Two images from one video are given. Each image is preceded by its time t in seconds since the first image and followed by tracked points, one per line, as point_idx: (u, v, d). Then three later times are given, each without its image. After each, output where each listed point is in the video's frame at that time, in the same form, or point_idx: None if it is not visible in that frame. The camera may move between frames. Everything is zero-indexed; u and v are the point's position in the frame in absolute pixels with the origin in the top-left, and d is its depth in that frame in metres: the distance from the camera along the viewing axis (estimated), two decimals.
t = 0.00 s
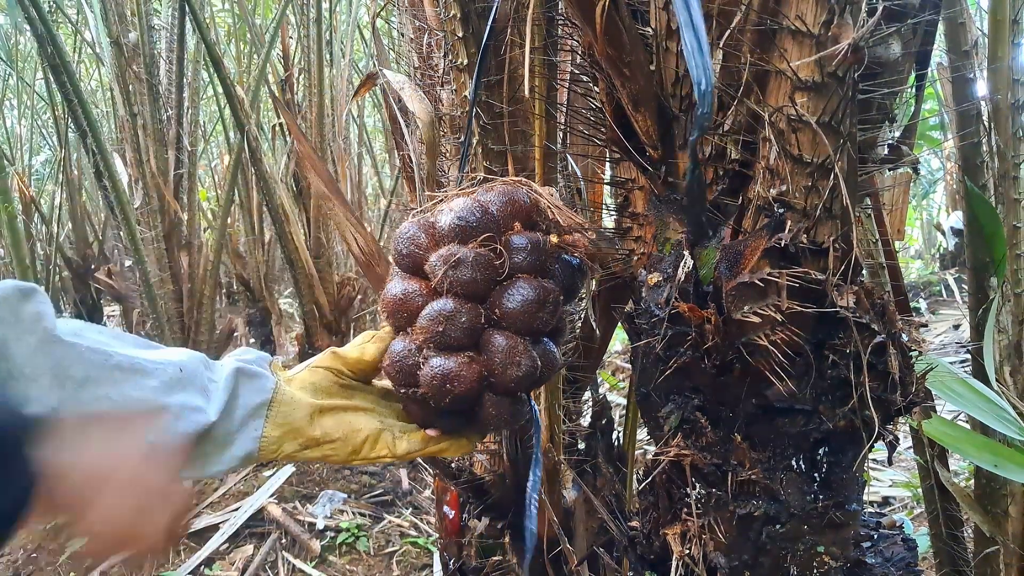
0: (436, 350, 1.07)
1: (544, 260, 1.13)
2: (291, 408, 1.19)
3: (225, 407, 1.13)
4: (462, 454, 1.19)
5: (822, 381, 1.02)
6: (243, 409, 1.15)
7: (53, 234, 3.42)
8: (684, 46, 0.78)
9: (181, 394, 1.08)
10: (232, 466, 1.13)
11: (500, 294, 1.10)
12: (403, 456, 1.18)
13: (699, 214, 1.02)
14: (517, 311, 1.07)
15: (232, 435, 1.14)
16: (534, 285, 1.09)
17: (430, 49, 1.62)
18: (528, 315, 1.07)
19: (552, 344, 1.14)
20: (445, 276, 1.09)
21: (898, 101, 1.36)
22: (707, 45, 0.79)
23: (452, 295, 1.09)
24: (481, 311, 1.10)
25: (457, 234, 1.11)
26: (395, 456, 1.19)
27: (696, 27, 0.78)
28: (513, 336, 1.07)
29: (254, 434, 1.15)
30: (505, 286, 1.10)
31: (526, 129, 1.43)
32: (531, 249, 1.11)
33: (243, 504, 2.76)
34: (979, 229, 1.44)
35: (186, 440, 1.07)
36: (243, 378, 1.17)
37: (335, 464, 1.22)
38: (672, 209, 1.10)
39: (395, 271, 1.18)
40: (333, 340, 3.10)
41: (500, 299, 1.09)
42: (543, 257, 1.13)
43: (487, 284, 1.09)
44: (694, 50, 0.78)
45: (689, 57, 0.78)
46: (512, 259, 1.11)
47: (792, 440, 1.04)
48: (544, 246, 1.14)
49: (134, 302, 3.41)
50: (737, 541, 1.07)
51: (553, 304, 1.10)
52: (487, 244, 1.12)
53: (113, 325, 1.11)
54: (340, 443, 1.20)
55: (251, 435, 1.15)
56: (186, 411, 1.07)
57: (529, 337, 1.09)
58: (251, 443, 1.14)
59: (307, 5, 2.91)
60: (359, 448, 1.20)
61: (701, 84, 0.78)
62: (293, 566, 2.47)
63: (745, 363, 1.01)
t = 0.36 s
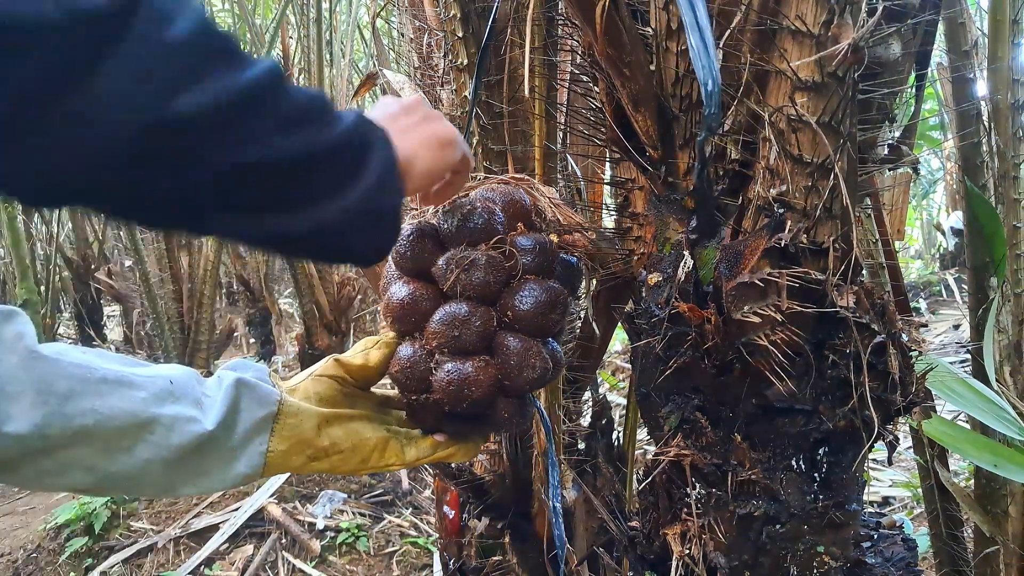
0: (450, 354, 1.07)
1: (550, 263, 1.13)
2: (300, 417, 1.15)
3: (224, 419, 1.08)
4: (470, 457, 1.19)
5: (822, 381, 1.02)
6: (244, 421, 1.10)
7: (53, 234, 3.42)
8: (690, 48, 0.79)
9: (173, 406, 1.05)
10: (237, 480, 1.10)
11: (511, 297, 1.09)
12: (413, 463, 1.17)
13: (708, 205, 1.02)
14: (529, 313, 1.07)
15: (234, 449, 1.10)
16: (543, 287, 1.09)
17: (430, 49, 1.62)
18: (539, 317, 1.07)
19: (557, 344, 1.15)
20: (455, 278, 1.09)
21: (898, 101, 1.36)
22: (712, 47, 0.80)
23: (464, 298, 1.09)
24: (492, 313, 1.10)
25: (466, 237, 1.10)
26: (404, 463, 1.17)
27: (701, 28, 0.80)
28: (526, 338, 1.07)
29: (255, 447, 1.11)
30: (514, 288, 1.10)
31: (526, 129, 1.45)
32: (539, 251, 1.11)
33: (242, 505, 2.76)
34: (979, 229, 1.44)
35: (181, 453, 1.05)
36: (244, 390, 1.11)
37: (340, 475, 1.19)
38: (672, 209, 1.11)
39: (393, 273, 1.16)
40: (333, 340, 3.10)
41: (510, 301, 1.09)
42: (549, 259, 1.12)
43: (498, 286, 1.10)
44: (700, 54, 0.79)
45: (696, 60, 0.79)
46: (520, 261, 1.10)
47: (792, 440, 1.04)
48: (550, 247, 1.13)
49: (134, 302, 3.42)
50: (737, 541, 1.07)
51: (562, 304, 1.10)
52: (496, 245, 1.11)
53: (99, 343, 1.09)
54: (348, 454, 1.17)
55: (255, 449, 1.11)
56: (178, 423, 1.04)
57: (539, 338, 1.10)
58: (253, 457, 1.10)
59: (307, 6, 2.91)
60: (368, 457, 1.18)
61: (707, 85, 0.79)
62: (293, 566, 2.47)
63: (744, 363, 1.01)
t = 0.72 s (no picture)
0: (448, 353, 1.07)
1: (549, 262, 1.13)
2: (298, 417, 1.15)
3: (221, 418, 1.08)
4: (469, 457, 1.19)
5: (822, 381, 1.02)
6: (241, 421, 1.10)
7: (53, 235, 3.42)
8: (686, 46, 0.80)
9: (170, 405, 1.05)
10: (235, 477, 1.10)
11: (509, 296, 1.09)
12: (410, 463, 1.17)
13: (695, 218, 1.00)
14: (527, 312, 1.07)
15: (232, 448, 1.10)
16: (541, 286, 1.08)
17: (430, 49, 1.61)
18: (536, 316, 1.07)
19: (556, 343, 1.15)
20: (452, 278, 1.09)
21: (897, 101, 1.36)
22: (708, 45, 0.80)
23: (462, 297, 1.09)
24: (491, 312, 1.10)
25: (465, 236, 1.10)
26: (403, 464, 1.18)
27: (697, 27, 0.80)
28: (524, 338, 1.07)
29: (253, 446, 1.11)
30: (513, 287, 1.10)
31: (526, 129, 1.44)
32: (536, 250, 1.10)
33: (241, 505, 2.76)
34: (978, 229, 1.44)
35: (177, 452, 1.05)
36: (242, 388, 1.11)
37: (338, 475, 1.19)
38: (672, 209, 1.11)
39: (393, 273, 1.17)
40: (333, 340, 3.10)
41: (507, 301, 1.09)
42: (547, 257, 1.12)
43: (496, 285, 1.10)
44: (696, 51, 0.80)
45: (692, 58, 0.80)
46: (518, 260, 1.10)
47: (792, 440, 1.04)
48: (548, 246, 1.13)
49: (134, 302, 3.42)
50: (737, 542, 1.07)
51: (560, 304, 1.10)
52: (494, 244, 1.11)
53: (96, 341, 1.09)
54: (345, 454, 1.17)
55: (253, 448, 1.11)
56: (175, 422, 1.04)
57: (538, 338, 1.10)
58: (251, 455, 1.11)
59: (306, 6, 2.91)
60: (364, 458, 1.18)
61: (703, 84, 0.80)
62: (293, 566, 2.47)
63: (744, 363, 1.01)
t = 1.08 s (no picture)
0: (450, 356, 1.07)
1: (550, 263, 1.13)
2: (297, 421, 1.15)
3: (223, 424, 1.09)
4: (470, 460, 1.20)
5: (822, 381, 1.02)
6: (243, 427, 1.10)
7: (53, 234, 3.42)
8: (685, 45, 0.80)
9: (172, 412, 1.05)
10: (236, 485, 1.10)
11: (510, 297, 1.09)
12: (413, 466, 1.18)
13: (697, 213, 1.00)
14: (529, 313, 1.07)
15: (234, 454, 1.10)
16: (542, 287, 1.08)
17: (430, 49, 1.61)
18: (538, 317, 1.07)
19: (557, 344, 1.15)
20: (453, 281, 1.08)
21: (897, 101, 1.36)
22: (706, 44, 0.80)
23: (463, 299, 1.09)
24: (491, 314, 1.09)
25: (465, 238, 1.10)
26: (404, 467, 1.18)
27: (696, 25, 0.80)
28: (525, 339, 1.07)
29: (254, 453, 1.11)
30: (513, 288, 1.10)
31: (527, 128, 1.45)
32: (537, 252, 1.11)
33: (241, 505, 2.76)
34: (979, 229, 1.44)
35: (179, 457, 1.05)
36: (244, 394, 1.11)
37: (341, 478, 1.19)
38: (672, 209, 1.11)
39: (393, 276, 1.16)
40: (333, 340, 3.10)
41: (508, 302, 1.09)
42: (548, 259, 1.12)
43: (497, 287, 1.10)
44: (695, 47, 0.80)
45: (691, 57, 0.80)
46: (518, 261, 1.10)
47: (792, 440, 1.04)
48: (548, 247, 1.14)
49: (133, 302, 3.41)
50: (737, 542, 1.07)
51: (561, 305, 1.10)
52: (494, 246, 1.11)
53: (98, 345, 1.08)
54: (348, 458, 1.17)
55: (253, 455, 1.11)
56: (178, 428, 1.05)
57: (538, 339, 1.10)
58: (251, 463, 1.10)
59: (306, 6, 2.91)
60: (367, 462, 1.18)
61: (702, 82, 0.79)
62: (293, 566, 2.47)
63: (744, 363, 1.01)
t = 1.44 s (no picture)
0: (441, 353, 1.07)
1: (545, 261, 1.14)
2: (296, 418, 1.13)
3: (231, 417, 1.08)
4: (468, 458, 1.20)
5: (822, 380, 1.02)
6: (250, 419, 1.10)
7: (53, 234, 3.42)
8: (684, 40, 0.83)
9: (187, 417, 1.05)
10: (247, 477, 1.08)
11: (504, 295, 1.10)
12: (411, 466, 1.18)
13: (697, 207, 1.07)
14: (521, 311, 1.07)
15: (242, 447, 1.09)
16: (537, 285, 1.09)
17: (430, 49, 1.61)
18: (531, 315, 1.08)
19: (554, 343, 1.15)
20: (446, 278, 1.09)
21: (897, 101, 1.36)
22: (705, 39, 0.84)
23: (454, 298, 1.09)
24: (484, 312, 1.10)
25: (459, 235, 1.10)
26: (403, 467, 1.17)
27: (695, 21, 0.84)
28: (517, 337, 1.07)
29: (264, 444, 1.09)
30: (508, 287, 1.10)
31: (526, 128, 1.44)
32: (532, 250, 1.12)
33: (241, 505, 2.76)
34: (979, 229, 1.44)
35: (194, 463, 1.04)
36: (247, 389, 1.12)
37: (339, 477, 1.18)
38: (672, 209, 1.11)
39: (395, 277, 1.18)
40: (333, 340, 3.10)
41: (502, 300, 1.09)
42: (543, 257, 1.13)
43: (489, 285, 1.10)
44: (694, 39, 0.84)
45: (689, 52, 0.83)
46: (512, 260, 1.11)
47: (792, 440, 1.04)
48: (545, 246, 1.14)
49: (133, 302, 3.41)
50: (737, 542, 1.07)
51: (556, 304, 1.10)
52: (488, 244, 1.12)
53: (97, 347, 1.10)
54: (347, 456, 1.16)
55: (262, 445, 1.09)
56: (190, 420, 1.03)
57: (532, 337, 1.10)
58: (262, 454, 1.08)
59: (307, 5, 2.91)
60: (366, 460, 1.17)
61: (701, 77, 0.83)
62: (293, 566, 2.47)
63: (744, 363, 1.01)
